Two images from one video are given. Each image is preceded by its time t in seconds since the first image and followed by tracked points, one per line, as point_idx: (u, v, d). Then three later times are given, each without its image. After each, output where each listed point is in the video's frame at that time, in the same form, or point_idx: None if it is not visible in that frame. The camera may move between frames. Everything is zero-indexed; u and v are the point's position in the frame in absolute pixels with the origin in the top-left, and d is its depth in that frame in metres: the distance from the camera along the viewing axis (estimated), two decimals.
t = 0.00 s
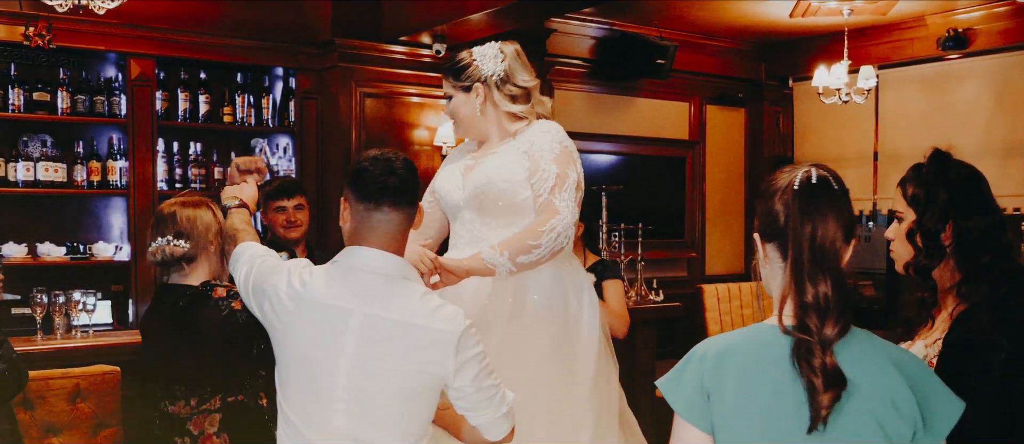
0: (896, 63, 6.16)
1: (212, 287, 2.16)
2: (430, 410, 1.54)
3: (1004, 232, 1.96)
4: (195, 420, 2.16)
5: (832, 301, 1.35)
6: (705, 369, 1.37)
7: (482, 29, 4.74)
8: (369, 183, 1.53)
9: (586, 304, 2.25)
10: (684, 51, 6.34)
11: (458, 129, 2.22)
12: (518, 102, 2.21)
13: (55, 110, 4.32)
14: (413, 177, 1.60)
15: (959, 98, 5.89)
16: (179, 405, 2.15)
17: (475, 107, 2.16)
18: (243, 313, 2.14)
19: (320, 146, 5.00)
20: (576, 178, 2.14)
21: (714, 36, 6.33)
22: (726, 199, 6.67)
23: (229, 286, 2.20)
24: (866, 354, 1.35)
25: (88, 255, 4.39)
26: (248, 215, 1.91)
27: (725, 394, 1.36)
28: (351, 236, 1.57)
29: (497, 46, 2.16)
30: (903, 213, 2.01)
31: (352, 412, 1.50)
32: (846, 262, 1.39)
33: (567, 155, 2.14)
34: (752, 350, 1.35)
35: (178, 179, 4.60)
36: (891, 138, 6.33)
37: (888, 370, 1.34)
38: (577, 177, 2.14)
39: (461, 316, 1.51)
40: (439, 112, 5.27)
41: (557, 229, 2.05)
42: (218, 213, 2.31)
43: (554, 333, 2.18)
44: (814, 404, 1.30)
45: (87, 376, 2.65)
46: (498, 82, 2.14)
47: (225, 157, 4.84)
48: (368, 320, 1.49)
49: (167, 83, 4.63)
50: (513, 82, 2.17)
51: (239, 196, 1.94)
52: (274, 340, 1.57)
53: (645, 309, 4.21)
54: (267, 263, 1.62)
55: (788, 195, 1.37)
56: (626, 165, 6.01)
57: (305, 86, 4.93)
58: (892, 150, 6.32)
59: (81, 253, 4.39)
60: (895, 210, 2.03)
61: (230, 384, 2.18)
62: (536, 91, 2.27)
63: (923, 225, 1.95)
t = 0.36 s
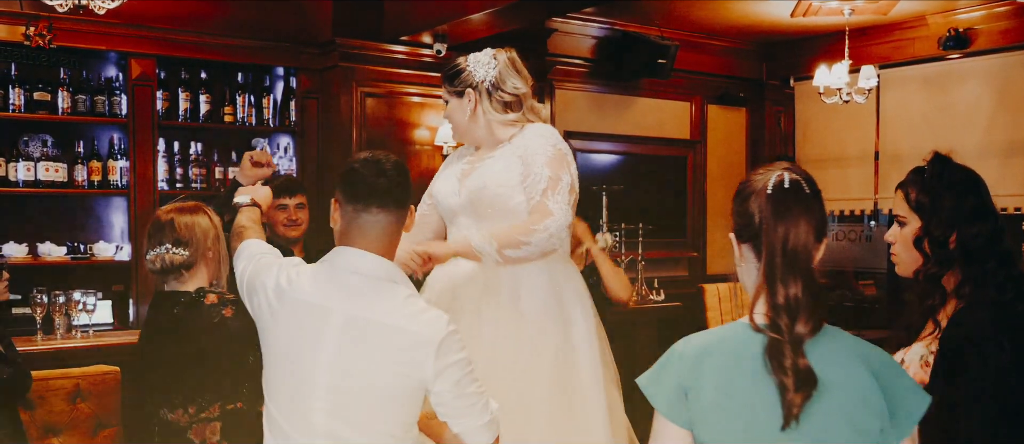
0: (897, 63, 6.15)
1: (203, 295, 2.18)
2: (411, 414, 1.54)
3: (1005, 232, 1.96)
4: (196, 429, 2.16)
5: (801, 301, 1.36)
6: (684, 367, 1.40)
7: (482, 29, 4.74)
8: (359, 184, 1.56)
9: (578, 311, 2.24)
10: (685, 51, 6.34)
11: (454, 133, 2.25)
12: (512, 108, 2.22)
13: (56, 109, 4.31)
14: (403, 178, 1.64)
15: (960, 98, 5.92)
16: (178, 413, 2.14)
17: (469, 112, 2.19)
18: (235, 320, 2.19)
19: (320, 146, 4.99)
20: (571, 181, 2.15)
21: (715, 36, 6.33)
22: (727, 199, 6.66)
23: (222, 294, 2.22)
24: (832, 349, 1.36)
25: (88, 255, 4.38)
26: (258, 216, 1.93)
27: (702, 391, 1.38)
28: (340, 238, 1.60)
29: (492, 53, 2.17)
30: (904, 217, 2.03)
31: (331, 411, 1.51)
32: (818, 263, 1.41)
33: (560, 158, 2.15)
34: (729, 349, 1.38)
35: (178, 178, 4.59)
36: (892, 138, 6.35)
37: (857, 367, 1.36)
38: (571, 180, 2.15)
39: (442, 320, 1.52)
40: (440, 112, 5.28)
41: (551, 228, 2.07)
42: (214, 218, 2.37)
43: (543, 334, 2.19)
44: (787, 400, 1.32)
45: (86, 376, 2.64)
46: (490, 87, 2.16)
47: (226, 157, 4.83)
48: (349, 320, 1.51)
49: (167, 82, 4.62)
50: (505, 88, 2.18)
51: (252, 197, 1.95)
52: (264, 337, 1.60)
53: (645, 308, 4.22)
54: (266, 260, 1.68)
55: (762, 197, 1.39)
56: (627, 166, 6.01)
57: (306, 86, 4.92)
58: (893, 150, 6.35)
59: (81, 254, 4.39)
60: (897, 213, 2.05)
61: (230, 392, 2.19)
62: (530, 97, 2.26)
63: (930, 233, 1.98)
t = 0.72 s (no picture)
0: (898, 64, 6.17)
1: (182, 289, 2.27)
2: (408, 411, 1.58)
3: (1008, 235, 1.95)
4: (190, 421, 2.25)
5: (774, 298, 1.45)
6: (660, 361, 1.50)
7: (483, 29, 4.74)
8: (355, 186, 1.58)
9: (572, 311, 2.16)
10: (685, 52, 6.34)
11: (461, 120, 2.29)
12: (516, 98, 2.21)
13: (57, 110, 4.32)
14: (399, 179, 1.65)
15: (960, 99, 5.94)
16: (173, 406, 2.23)
17: (472, 100, 2.22)
18: (209, 314, 2.26)
19: (320, 146, 4.97)
20: (533, 173, 2.06)
21: (715, 37, 6.33)
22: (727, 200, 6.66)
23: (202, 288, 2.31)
24: (800, 339, 1.47)
25: (89, 256, 4.39)
26: (274, 215, 1.93)
27: (678, 384, 1.50)
28: (338, 237, 1.62)
29: (500, 42, 2.18)
30: (909, 216, 2.06)
31: (325, 407, 1.55)
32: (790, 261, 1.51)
33: (532, 149, 2.08)
34: (708, 343, 1.47)
35: (180, 179, 4.60)
36: (892, 139, 6.33)
37: (825, 361, 1.45)
38: (535, 171, 2.07)
39: (438, 320, 1.54)
40: (440, 113, 5.28)
41: (497, 218, 2.03)
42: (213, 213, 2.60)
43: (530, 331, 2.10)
44: (759, 394, 1.43)
45: (86, 377, 2.63)
46: (494, 76, 2.17)
47: (226, 158, 4.83)
48: (343, 320, 1.54)
49: (168, 83, 4.62)
50: (508, 78, 2.18)
51: (269, 195, 1.97)
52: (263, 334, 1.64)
53: (646, 309, 4.22)
54: (270, 260, 1.68)
55: (739, 196, 1.47)
56: (625, 166, 6.00)
57: (307, 87, 4.86)
58: (896, 151, 6.31)
59: (82, 254, 4.40)
60: (901, 212, 2.08)
61: (221, 385, 2.30)
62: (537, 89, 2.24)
63: (934, 232, 2.00)
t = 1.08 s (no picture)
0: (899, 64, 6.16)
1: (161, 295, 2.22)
2: (423, 410, 1.55)
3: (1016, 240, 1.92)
4: (180, 425, 2.24)
5: (750, 298, 1.41)
6: (645, 355, 1.47)
7: (483, 30, 4.74)
8: (367, 186, 1.54)
9: (576, 312, 1.91)
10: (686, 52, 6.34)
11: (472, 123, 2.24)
12: (508, 94, 2.12)
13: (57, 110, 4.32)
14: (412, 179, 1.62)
15: (960, 98, 5.96)
16: (168, 407, 2.25)
17: (474, 97, 2.16)
18: (180, 321, 2.18)
19: (320, 146, 5.01)
20: (489, 179, 1.83)
21: (715, 36, 6.34)
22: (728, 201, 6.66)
23: (183, 292, 2.23)
24: (777, 339, 1.43)
25: (90, 256, 4.39)
26: (284, 214, 1.93)
27: (662, 382, 1.46)
28: (350, 237, 1.60)
29: (499, 39, 2.14)
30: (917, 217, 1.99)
31: (337, 408, 1.53)
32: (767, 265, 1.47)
33: (488, 154, 1.85)
34: (684, 341, 1.45)
35: (180, 179, 4.60)
36: (893, 136, 6.33)
37: (804, 359, 1.42)
38: (491, 177, 1.83)
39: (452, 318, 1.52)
40: (440, 113, 5.28)
41: (445, 230, 1.79)
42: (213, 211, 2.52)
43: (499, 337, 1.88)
44: (737, 394, 1.39)
45: (87, 376, 2.64)
46: (488, 73, 2.10)
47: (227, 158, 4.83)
48: (354, 320, 1.52)
49: (169, 83, 4.63)
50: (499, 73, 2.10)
51: (281, 195, 1.96)
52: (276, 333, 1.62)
53: (645, 308, 4.24)
54: (281, 259, 1.67)
55: (718, 201, 1.43)
56: (626, 166, 5.99)
57: (307, 87, 4.91)
58: (895, 151, 6.33)
59: (83, 254, 4.39)
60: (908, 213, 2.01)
61: (210, 390, 2.25)
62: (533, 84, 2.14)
63: (940, 231, 1.77)
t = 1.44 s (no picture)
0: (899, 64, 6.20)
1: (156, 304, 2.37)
2: (440, 402, 1.62)
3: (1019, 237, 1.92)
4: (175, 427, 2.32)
5: (731, 294, 1.53)
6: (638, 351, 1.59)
7: (484, 29, 4.75)
8: (387, 183, 1.59)
9: (560, 305, 2.17)
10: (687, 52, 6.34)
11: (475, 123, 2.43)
12: (497, 93, 2.28)
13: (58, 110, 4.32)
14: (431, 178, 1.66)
15: (960, 98, 5.96)
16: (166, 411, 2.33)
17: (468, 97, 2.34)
18: (172, 333, 2.31)
19: (321, 144, 4.97)
20: (458, 186, 2.10)
21: (716, 36, 6.35)
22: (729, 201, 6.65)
23: (178, 303, 2.37)
24: (761, 330, 1.55)
25: (92, 255, 4.39)
26: (292, 209, 1.94)
27: (655, 374, 1.57)
28: (369, 234, 1.64)
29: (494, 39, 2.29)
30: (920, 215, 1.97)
31: (359, 400, 1.59)
32: (750, 264, 1.58)
33: (457, 161, 2.11)
34: (677, 338, 1.57)
35: (182, 178, 4.60)
36: (896, 137, 6.34)
37: (792, 352, 1.53)
38: (460, 184, 2.10)
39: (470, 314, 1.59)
40: (442, 112, 5.28)
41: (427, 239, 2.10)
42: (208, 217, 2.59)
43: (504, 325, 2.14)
44: (725, 382, 1.49)
45: (87, 377, 2.64)
46: (480, 72, 2.28)
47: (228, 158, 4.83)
48: (377, 315, 1.57)
49: (170, 83, 4.63)
50: (491, 73, 2.26)
51: (287, 191, 1.97)
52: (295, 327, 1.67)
53: (648, 308, 4.23)
54: (298, 255, 1.72)
55: (703, 199, 1.57)
56: (627, 166, 5.97)
57: (309, 87, 4.89)
58: (897, 150, 6.33)
59: (85, 253, 4.40)
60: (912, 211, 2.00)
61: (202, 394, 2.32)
62: (523, 84, 2.27)
63: (940, 229, 1.91)
